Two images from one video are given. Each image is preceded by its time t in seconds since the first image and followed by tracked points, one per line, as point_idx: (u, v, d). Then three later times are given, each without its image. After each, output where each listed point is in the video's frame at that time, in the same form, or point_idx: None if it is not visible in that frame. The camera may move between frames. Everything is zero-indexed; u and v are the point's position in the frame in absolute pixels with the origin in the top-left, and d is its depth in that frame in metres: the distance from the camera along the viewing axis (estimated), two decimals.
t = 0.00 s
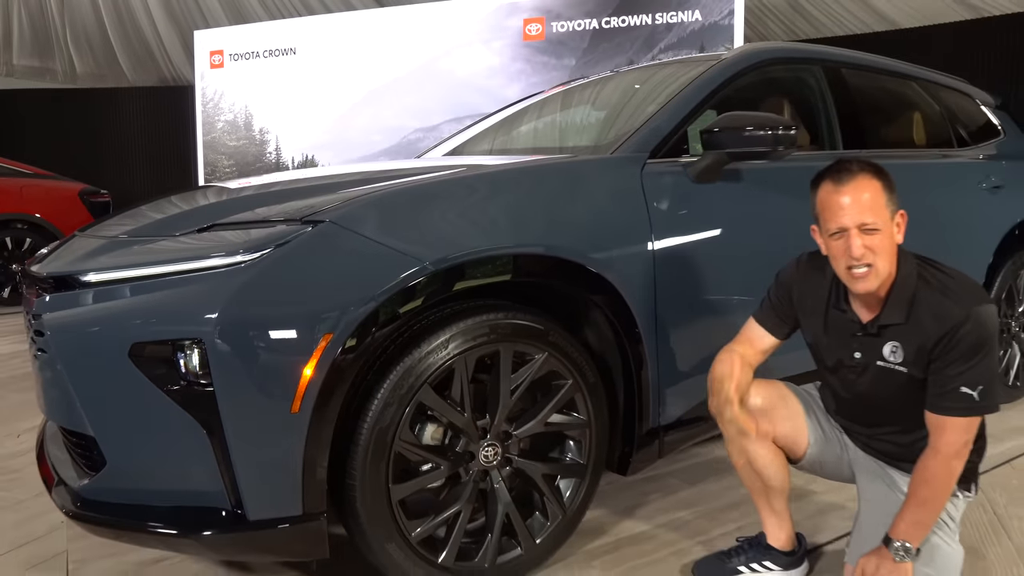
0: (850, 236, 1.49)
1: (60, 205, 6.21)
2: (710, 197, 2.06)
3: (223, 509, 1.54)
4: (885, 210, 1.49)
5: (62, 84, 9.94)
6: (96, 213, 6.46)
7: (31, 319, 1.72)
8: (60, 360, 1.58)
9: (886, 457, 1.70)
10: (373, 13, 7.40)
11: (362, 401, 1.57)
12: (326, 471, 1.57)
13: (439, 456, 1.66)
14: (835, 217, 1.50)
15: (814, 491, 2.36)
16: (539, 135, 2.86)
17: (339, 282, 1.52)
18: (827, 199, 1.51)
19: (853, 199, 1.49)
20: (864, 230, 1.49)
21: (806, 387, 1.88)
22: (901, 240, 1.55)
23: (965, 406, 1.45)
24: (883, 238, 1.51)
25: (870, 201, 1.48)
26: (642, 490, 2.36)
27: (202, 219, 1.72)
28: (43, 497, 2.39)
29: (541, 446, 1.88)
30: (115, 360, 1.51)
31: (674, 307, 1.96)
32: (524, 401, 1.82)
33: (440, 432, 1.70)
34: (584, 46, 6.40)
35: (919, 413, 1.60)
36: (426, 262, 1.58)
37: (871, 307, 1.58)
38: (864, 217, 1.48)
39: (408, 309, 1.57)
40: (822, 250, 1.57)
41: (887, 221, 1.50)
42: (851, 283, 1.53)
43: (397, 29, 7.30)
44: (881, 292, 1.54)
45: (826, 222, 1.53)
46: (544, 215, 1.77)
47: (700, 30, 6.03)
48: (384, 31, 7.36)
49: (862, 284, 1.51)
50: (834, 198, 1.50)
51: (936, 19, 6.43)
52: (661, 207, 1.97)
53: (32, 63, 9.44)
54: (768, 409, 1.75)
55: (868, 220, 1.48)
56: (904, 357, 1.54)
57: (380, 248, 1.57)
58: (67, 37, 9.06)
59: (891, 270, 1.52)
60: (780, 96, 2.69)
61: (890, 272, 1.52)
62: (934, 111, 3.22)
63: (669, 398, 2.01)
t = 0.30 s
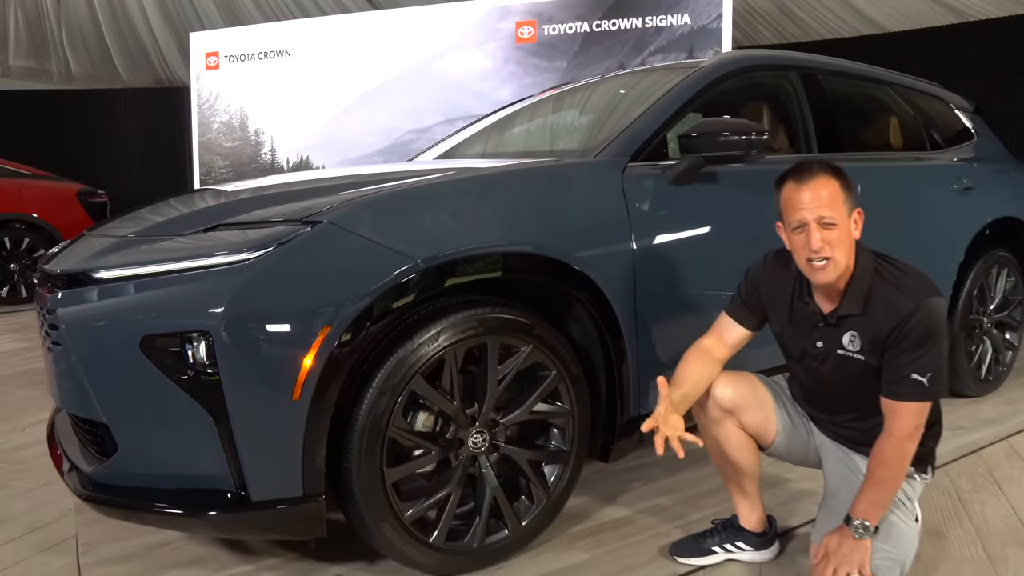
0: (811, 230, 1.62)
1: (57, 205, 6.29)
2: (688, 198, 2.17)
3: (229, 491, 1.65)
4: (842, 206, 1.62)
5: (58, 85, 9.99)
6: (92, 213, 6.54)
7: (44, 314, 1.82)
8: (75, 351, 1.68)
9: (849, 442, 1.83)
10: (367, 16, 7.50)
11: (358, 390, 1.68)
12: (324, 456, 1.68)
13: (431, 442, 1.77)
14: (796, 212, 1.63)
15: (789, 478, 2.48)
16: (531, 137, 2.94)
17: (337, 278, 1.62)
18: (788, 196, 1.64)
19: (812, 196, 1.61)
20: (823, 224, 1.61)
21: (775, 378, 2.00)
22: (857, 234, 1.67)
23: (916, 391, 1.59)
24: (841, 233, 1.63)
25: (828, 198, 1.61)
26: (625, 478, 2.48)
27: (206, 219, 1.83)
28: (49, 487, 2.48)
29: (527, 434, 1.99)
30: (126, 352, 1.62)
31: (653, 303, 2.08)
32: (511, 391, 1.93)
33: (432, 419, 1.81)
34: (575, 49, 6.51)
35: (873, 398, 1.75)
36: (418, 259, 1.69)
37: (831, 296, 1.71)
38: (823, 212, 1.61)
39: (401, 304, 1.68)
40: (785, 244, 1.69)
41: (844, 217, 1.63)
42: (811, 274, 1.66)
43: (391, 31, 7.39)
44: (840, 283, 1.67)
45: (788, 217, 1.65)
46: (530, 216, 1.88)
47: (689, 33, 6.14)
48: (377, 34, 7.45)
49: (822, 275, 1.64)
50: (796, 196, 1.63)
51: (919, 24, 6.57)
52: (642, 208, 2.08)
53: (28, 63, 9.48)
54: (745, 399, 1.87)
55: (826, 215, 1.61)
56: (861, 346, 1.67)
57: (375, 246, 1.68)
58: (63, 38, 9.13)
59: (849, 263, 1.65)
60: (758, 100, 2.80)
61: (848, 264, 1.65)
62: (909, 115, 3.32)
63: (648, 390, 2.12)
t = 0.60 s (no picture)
0: (781, 239, 1.71)
1: (52, 205, 6.34)
2: (669, 201, 2.27)
3: (230, 481, 1.74)
4: (809, 215, 1.72)
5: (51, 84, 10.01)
6: (86, 212, 6.59)
7: (52, 311, 1.90)
8: (83, 346, 1.77)
9: (821, 434, 1.94)
10: (360, 17, 7.56)
11: (353, 384, 1.77)
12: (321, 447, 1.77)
13: (422, 434, 1.86)
14: (767, 222, 1.72)
15: (768, 470, 2.58)
16: (522, 139, 3.02)
17: (333, 278, 1.71)
18: (760, 206, 1.73)
19: (782, 206, 1.70)
20: (793, 233, 1.71)
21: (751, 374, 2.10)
22: (825, 239, 1.78)
23: (881, 384, 1.68)
24: (809, 240, 1.73)
25: (797, 208, 1.71)
26: (610, 470, 2.57)
27: (207, 220, 1.91)
28: (52, 481, 2.56)
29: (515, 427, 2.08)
30: (133, 347, 1.70)
31: (635, 302, 2.17)
32: (499, 386, 2.02)
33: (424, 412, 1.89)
34: (566, 51, 6.62)
35: (843, 392, 1.85)
36: (411, 260, 1.78)
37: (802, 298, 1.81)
38: (792, 222, 1.70)
39: (394, 302, 1.77)
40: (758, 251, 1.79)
41: (812, 225, 1.73)
42: (783, 280, 1.76)
43: (383, 33, 7.47)
44: (810, 286, 1.77)
45: (759, 226, 1.75)
46: (517, 218, 1.97)
47: (678, 36, 6.24)
48: (370, 35, 7.52)
49: (793, 280, 1.74)
50: (767, 206, 1.72)
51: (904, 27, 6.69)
52: (625, 211, 2.17)
53: (21, 62, 9.52)
54: (721, 392, 1.97)
55: (796, 225, 1.71)
56: (830, 343, 1.77)
57: (370, 247, 1.76)
58: (56, 36, 9.16)
59: (817, 268, 1.75)
60: (740, 105, 2.89)
61: (817, 268, 1.75)
62: (887, 119, 3.41)
63: (630, 385, 2.21)
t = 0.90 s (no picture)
0: (756, 241, 1.79)
1: (46, 206, 6.38)
2: (652, 204, 2.34)
3: (229, 474, 1.81)
4: (784, 218, 1.80)
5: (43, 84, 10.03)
6: (79, 212, 6.63)
7: (55, 312, 1.96)
8: (87, 346, 1.83)
9: (796, 429, 2.02)
10: (351, 19, 7.61)
11: (346, 381, 1.84)
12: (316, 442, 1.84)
13: (413, 430, 1.94)
14: (743, 224, 1.80)
15: (749, 464, 2.66)
16: (511, 143, 3.09)
17: (328, 280, 1.78)
18: (736, 209, 1.81)
19: (758, 210, 1.79)
20: (768, 235, 1.79)
21: (730, 371, 2.18)
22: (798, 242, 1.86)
23: (852, 380, 1.77)
24: (783, 243, 1.82)
25: (771, 211, 1.79)
26: (596, 465, 2.65)
27: (204, 223, 1.98)
28: (52, 477, 2.62)
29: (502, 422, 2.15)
30: (135, 346, 1.77)
31: (619, 302, 2.25)
32: (488, 384, 2.09)
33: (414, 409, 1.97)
34: (556, 54, 6.70)
35: (816, 388, 1.94)
36: (402, 262, 1.85)
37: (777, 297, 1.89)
38: (766, 225, 1.79)
39: (386, 302, 1.84)
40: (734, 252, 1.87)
41: (786, 228, 1.81)
42: (758, 280, 1.84)
43: (374, 35, 7.52)
44: (785, 286, 1.85)
45: (736, 228, 1.83)
46: (505, 221, 2.05)
47: (667, 38, 6.33)
48: (361, 37, 7.57)
49: (767, 280, 1.82)
50: (743, 210, 1.80)
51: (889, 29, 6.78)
52: (609, 214, 2.25)
53: (12, 62, 9.53)
54: (700, 388, 2.05)
55: (770, 227, 1.79)
56: (804, 341, 1.85)
57: (363, 250, 1.83)
58: (47, 36, 9.19)
59: (791, 269, 1.84)
60: (722, 110, 2.97)
61: (790, 269, 1.84)
62: (867, 123, 3.48)
63: (615, 382, 2.29)
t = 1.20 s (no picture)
0: (744, 230, 1.86)
1: (45, 205, 6.41)
2: (642, 205, 2.40)
3: (231, 467, 1.87)
4: (772, 211, 1.87)
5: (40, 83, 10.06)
6: (78, 212, 6.66)
7: (60, 310, 2.01)
8: (93, 342, 1.89)
9: (781, 422, 2.10)
10: (348, 19, 7.66)
11: (344, 377, 1.90)
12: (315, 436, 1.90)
13: (409, 424, 2.00)
14: (733, 213, 1.87)
15: (737, 458, 2.73)
16: (507, 144, 3.15)
17: (326, 279, 1.84)
18: (728, 199, 1.89)
19: (747, 200, 1.86)
20: (755, 225, 1.86)
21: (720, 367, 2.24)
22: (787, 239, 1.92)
23: (834, 375, 1.84)
24: (771, 236, 1.88)
25: (762, 203, 1.86)
26: (588, 459, 2.71)
27: (206, 223, 2.03)
28: (54, 472, 2.67)
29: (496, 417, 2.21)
30: (140, 343, 1.83)
31: (609, 301, 2.31)
32: (482, 380, 2.15)
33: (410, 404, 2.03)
34: (551, 54, 6.76)
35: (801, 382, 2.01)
36: (398, 262, 1.91)
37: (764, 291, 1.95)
38: (754, 215, 1.86)
39: (382, 301, 1.90)
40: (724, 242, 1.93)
41: (775, 221, 1.88)
42: (743, 270, 1.90)
43: (371, 36, 7.58)
44: (771, 279, 1.91)
45: (726, 217, 1.90)
46: (499, 222, 2.10)
47: (661, 40, 6.39)
48: (358, 37, 7.62)
49: (752, 270, 1.88)
50: (733, 199, 1.87)
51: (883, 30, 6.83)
52: (600, 215, 2.31)
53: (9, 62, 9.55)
54: (689, 383, 2.11)
55: (758, 218, 1.86)
56: (788, 336, 1.92)
57: (360, 251, 1.89)
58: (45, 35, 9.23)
59: (777, 262, 1.89)
60: (712, 113, 3.03)
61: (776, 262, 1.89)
62: (855, 124, 3.53)
63: (606, 379, 2.35)
